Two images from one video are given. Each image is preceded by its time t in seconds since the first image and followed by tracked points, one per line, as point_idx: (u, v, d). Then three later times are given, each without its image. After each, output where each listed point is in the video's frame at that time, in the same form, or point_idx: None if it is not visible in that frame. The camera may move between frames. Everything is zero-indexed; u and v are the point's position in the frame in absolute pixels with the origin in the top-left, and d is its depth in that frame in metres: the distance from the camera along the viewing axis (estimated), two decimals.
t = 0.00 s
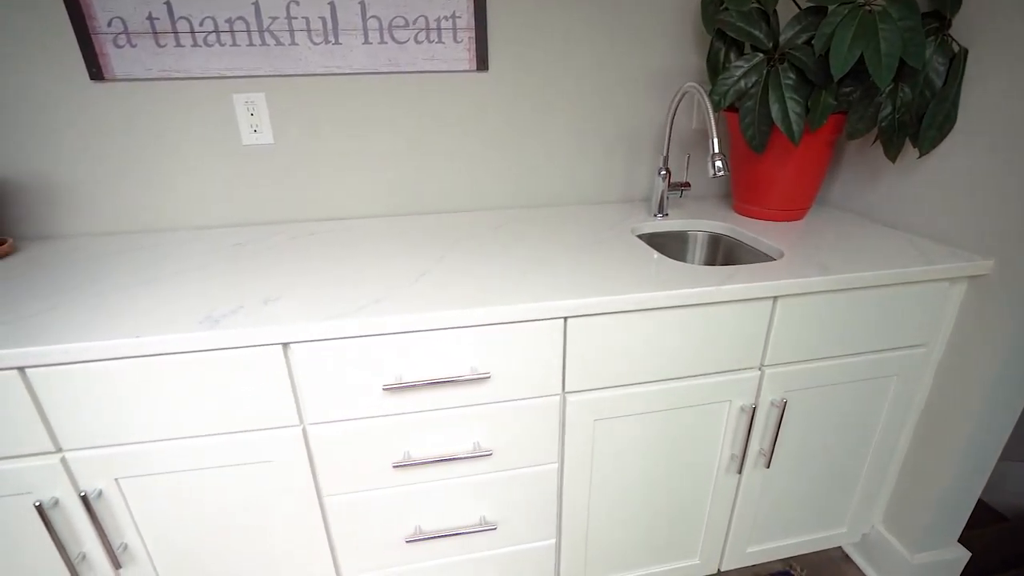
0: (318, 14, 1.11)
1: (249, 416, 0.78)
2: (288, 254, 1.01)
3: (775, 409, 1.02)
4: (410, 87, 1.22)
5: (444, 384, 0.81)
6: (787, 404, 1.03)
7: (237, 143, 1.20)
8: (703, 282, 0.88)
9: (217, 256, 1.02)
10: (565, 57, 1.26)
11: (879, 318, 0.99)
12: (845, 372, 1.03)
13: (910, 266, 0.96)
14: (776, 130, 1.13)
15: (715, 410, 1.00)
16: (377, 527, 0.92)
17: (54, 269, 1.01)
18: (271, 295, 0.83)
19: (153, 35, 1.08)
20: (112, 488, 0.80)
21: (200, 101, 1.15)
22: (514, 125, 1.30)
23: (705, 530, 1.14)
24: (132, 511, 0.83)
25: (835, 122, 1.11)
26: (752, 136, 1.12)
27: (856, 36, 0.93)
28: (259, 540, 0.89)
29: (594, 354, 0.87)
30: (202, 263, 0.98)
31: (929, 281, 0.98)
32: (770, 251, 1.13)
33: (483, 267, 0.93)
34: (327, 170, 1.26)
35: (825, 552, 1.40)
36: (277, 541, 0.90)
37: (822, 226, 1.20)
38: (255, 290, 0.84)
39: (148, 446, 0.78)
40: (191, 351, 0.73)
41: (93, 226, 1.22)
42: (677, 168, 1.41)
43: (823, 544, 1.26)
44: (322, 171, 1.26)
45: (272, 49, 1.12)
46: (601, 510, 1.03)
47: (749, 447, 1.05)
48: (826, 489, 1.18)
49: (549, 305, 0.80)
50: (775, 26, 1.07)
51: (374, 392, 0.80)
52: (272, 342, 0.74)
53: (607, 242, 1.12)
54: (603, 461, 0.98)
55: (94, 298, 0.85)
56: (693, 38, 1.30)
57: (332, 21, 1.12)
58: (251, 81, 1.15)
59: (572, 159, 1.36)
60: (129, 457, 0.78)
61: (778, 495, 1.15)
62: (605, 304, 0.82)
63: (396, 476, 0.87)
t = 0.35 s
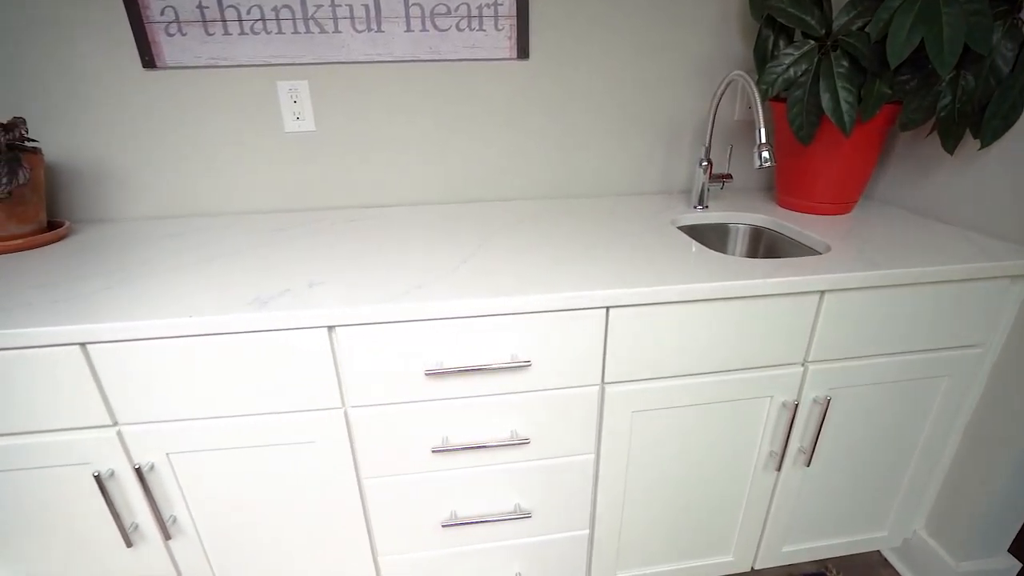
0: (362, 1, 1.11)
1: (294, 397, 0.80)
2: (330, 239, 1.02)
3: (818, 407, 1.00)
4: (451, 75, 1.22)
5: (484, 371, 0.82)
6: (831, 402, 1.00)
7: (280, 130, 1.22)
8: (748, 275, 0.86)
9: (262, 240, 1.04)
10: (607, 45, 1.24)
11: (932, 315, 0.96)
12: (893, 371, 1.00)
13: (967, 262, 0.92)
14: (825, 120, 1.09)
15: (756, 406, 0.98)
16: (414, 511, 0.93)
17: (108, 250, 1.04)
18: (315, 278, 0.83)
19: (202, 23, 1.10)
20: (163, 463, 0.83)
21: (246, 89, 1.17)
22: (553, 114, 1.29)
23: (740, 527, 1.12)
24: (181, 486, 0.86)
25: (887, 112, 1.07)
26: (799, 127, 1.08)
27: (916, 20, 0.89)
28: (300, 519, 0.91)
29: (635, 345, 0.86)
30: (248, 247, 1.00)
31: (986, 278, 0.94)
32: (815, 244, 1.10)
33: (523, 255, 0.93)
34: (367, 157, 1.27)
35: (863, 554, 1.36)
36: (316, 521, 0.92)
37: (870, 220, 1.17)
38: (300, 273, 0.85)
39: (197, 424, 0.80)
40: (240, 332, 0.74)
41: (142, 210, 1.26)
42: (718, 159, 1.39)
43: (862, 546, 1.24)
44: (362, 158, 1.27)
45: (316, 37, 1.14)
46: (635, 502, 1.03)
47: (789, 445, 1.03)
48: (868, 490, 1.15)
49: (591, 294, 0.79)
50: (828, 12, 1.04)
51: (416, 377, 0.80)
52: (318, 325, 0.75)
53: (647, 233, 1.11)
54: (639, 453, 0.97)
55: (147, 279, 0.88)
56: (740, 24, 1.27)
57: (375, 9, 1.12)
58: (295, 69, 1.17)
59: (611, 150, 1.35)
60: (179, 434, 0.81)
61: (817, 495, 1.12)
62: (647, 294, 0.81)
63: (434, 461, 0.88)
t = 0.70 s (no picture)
0: None
1: (337, 383, 0.81)
2: (371, 230, 1.04)
3: (859, 408, 0.98)
4: (489, 69, 1.22)
5: (523, 363, 0.82)
6: (874, 404, 0.98)
7: (321, 123, 1.24)
8: (792, 272, 0.85)
9: (304, 230, 1.06)
10: (647, 38, 1.22)
11: (984, 317, 0.92)
12: (940, 374, 0.97)
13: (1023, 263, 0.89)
14: (873, 115, 1.06)
15: (795, 406, 0.97)
16: (449, 500, 0.94)
17: (157, 238, 1.08)
18: (358, 268, 0.85)
19: (249, 17, 1.13)
20: (209, 444, 0.86)
21: (289, 82, 1.19)
22: (591, 108, 1.28)
23: (774, 528, 1.11)
24: (226, 468, 0.89)
25: (940, 107, 1.03)
26: (846, 122, 1.06)
27: (976, 11, 0.85)
28: (338, 503, 0.93)
29: (674, 341, 0.86)
30: (290, 236, 1.02)
31: None
32: (859, 242, 1.07)
33: (562, 249, 0.93)
34: (405, 150, 1.29)
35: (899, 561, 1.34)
36: (355, 507, 0.93)
37: (917, 219, 1.13)
38: (344, 262, 0.87)
39: (243, 409, 0.83)
40: (287, 320, 0.76)
41: (189, 200, 1.30)
42: (758, 155, 1.37)
43: (900, 553, 1.21)
44: (400, 151, 1.29)
45: (358, 30, 1.15)
46: (668, 499, 1.02)
47: (828, 446, 1.01)
48: (908, 496, 1.12)
49: (632, 289, 0.79)
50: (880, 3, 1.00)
51: (456, 367, 0.81)
52: (362, 314, 0.76)
53: (686, 229, 1.09)
54: (674, 450, 0.97)
55: (196, 265, 0.91)
56: (785, 16, 1.24)
57: (417, 2, 1.13)
58: (337, 62, 1.18)
59: (649, 145, 1.34)
60: (225, 417, 0.83)
61: (856, 499, 1.10)
62: (688, 289, 0.81)
63: (471, 451, 0.89)
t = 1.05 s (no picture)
0: None
1: (377, 377, 0.83)
2: (408, 227, 1.05)
3: (901, 415, 0.95)
4: (526, 68, 1.23)
5: (560, 361, 0.83)
6: (916, 411, 0.96)
7: (359, 121, 1.26)
8: (835, 275, 0.84)
9: (342, 226, 1.08)
10: (686, 36, 1.21)
11: None
12: (987, 382, 0.95)
13: None
14: (921, 115, 1.04)
15: (834, 411, 0.95)
16: (482, 495, 0.96)
17: (202, 232, 1.11)
18: (399, 264, 0.86)
19: (292, 17, 1.15)
20: (252, 433, 0.88)
21: (329, 80, 1.22)
22: (627, 107, 1.28)
23: (808, 535, 1.09)
24: (267, 457, 0.91)
25: (993, 108, 1.01)
26: (891, 122, 1.04)
27: None
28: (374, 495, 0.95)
29: (712, 342, 0.85)
30: (330, 232, 1.04)
31: None
32: (902, 245, 1.05)
33: (599, 249, 0.94)
34: (440, 148, 1.30)
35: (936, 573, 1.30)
36: (391, 499, 0.95)
37: (964, 222, 1.10)
38: (385, 258, 0.88)
39: (285, 400, 0.85)
40: (330, 313, 0.78)
41: (230, 195, 1.33)
42: (797, 156, 1.35)
43: (939, 565, 1.18)
44: (436, 149, 1.30)
45: (398, 29, 1.17)
46: (701, 501, 1.02)
47: (867, 453, 0.99)
48: (949, 506, 1.09)
49: (672, 289, 0.79)
50: None
51: (494, 364, 0.82)
52: (404, 309, 0.77)
53: (723, 230, 1.09)
54: (708, 452, 0.96)
55: (241, 258, 0.94)
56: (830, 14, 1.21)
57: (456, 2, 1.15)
58: (377, 61, 1.20)
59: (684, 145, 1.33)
60: (268, 407, 0.85)
61: (893, 508, 1.08)
62: (728, 290, 0.80)
63: (506, 447, 0.90)
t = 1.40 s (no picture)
0: None
1: (416, 373, 0.84)
2: (445, 225, 1.07)
3: (946, 426, 0.93)
4: (564, 68, 1.23)
5: (599, 361, 0.83)
6: (962, 422, 0.93)
7: (397, 120, 1.28)
8: (881, 280, 0.82)
9: (381, 224, 1.10)
10: (727, 37, 1.20)
11: None
12: None
13: None
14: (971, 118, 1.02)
15: (876, 419, 0.93)
16: (516, 493, 0.96)
17: (245, 228, 1.14)
18: (440, 261, 0.87)
19: (335, 17, 1.17)
20: (292, 425, 0.90)
21: (369, 80, 1.24)
22: (664, 108, 1.27)
23: (845, 545, 1.07)
24: (306, 449, 0.93)
25: None
26: (941, 125, 1.01)
27: None
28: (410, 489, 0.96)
29: (752, 346, 0.84)
30: (369, 229, 1.06)
31: None
32: (950, 251, 1.02)
33: (637, 251, 0.94)
34: (476, 148, 1.31)
35: None
36: (425, 494, 0.96)
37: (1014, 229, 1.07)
38: (426, 256, 0.89)
39: (326, 393, 0.87)
40: (373, 310, 0.79)
41: (270, 192, 1.37)
42: (838, 159, 1.32)
43: None
44: (472, 148, 1.31)
45: (437, 30, 1.18)
46: (735, 506, 1.01)
47: (909, 463, 0.97)
48: (993, 521, 1.06)
49: (714, 291, 0.79)
50: None
51: (533, 363, 0.83)
52: (446, 307, 0.78)
53: (762, 233, 1.07)
54: (744, 458, 0.95)
55: (285, 254, 0.96)
56: (876, 14, 1.18)
57: (496, 3, 1.16)
58: (416, 61, 1.22)
59: (722, 146, 1.31)
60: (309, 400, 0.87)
61: (934, 520, 1.05)
62: (771, 294, 0.79)
63: (541, 446, 0.91)
